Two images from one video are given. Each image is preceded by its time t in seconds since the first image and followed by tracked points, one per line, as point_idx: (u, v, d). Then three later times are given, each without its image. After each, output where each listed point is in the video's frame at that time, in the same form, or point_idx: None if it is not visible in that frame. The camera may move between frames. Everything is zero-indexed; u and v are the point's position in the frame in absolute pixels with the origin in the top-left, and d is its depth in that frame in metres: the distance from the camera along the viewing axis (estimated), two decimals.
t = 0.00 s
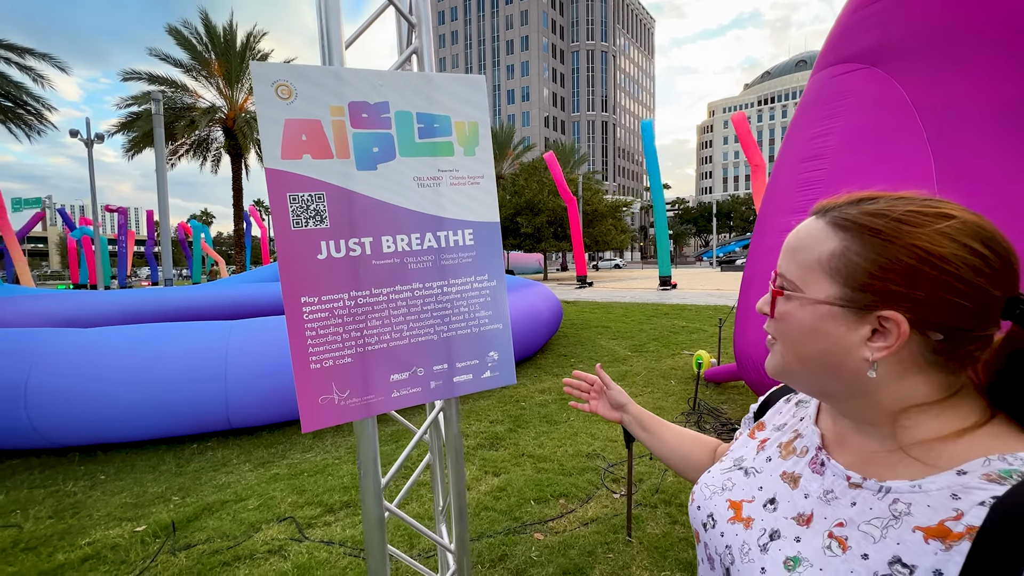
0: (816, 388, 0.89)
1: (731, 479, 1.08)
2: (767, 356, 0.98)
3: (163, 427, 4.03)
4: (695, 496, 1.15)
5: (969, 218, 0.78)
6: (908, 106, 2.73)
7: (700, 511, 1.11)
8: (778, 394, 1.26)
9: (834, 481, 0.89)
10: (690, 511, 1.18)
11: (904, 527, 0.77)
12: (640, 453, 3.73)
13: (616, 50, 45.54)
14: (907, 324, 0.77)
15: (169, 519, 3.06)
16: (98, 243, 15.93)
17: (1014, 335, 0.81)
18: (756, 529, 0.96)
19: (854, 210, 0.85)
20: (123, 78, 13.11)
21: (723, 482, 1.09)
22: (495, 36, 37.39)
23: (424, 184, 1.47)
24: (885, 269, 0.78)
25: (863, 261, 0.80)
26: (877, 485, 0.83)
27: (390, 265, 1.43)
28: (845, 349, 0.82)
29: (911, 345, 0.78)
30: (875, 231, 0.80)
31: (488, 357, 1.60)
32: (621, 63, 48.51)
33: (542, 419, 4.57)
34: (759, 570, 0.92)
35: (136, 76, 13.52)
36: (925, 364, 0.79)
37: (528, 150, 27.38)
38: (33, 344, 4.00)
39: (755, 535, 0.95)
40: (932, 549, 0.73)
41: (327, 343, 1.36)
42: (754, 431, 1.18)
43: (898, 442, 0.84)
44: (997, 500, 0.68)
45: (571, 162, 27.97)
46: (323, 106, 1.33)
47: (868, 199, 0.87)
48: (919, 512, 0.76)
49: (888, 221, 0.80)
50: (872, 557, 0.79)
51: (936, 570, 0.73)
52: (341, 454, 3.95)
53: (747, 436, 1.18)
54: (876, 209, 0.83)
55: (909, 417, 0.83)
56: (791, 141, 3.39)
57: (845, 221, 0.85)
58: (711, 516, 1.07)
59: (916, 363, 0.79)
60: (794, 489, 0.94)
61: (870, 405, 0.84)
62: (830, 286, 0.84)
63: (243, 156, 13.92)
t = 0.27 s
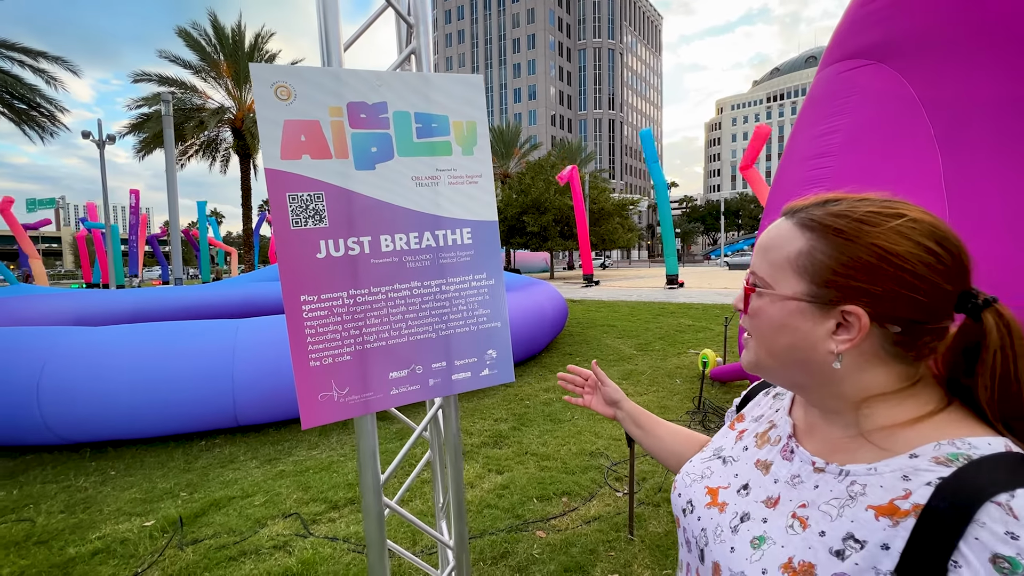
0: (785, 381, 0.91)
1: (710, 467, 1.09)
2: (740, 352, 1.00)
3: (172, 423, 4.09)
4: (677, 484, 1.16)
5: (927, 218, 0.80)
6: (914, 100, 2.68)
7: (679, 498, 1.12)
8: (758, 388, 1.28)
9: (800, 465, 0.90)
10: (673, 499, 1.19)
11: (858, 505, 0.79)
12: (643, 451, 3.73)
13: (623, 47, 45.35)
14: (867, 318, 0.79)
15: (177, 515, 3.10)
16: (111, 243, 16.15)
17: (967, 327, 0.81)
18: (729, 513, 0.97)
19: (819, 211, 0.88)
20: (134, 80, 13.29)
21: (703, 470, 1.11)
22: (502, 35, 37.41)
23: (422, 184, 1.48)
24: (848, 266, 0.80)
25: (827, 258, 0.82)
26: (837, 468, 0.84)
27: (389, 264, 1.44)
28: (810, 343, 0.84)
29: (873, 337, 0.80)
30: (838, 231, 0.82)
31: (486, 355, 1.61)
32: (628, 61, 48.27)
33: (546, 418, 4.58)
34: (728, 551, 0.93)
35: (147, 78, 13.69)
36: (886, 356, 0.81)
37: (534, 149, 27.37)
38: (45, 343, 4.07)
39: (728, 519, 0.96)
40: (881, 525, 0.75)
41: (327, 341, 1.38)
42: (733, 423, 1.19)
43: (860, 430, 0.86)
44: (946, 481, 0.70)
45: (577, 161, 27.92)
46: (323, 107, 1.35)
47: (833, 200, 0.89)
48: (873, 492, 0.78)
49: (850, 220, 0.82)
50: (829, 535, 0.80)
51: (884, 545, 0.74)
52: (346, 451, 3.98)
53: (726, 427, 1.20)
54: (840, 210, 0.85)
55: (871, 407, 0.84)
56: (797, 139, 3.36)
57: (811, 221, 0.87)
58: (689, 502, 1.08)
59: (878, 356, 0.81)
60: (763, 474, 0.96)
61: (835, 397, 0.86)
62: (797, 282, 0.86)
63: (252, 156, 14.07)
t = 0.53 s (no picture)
0: (761, 374, 1.00)
1: (695, 455, 1.18)
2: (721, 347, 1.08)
3: (179, 421, 4.14)
4: (664, 471, 1.23)
5: (887, 224, 0.89)
6: (919, 98, 2.66)
7: (666, 483, 1.20)
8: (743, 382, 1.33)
9: (773, 450, 0.98)
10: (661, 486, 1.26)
11: (820, 486, 0.86)
12: (646, 450, 3.74)
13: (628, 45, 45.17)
14: (834, 315, 0.88)
15: (184, 511, 3.14)
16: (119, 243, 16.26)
17: (926, 323, 0.90)
18: (709, 496, 1.05)
19: (791, 218, 0.96)
20: (141, 80, 13.37)
21: (689, 457, 1.19)
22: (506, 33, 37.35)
23: (423, 184, 1.49)
24: (816, 269, 0.88)
25: (798, 261, 0.91)
26: (805, 453, 0.92)
27: (390, 263, 1.46)
28: (783, 339, 0.93)
29: (839, 333, 0.89)
30: (808, 236, 0.91)
31: (487, 353, 1.62)
32: (633, 59, 48.07)
33: (550, 417, 4.58)
34: (705, 529, 1.00)
35: (154, 78, 13.78)
36: (851, 349, 0.90)
37: (539, 148, 27.31)
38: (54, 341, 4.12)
39: (707, 501, 1.04)
40: (839, 502, 0.82)
41: (329, 339, 1.40)
42: (718, 415, 1.28)
43: (827, 418, 0.94)
44: (902, 461, 0.77)
45: (582, 159, 27.82)
46: (325, 108, 1.36)
47: (805, 207, 0.98)
48: (834, 473, 0.85)
49: (818, 226, 0.91)
50: (793, 511, 0.88)
51: (840, 521, 0.81)
52: (350, 449, 4.01)
53: (712, 419, 1.28)
54: (810, 216, 0.94)
55: (836, 397, 0.93)
56: (800, 136, 3.29)
57: (784, 227, 0.95)
58: (675, 487, 1.16)
59: (843, 349, 0.90)
60: (742, 460, 1.04)
61: (805, 387, 0.95)
62: (772, 283, 0.94)
63: (257, 156, 14.12)
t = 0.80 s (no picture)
0: (749, 372, 1.01)
1: (689, 447, 1.18)
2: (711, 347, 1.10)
3: (182, 420, 4.15)
4: (661, 463, 1.24)
5: (868, 233, 0.92)
6: (924, 97, 2.66)
7: (661, 472, 1.21)
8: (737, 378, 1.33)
9: (760, 442, 0.99)
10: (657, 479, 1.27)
11: (803, 473, 0.87)
12: (648, 450, 3.73)
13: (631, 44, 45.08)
14: (818, 317, 0.90)
15: (187, 510, 3.16)
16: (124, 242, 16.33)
17: (900, 324, 0.92)
18: (701, 484, 1.05)
19: (779, 224, 0.98)
20: (145, 80, 13.42)
21: (683, 448, 1.19)
22: (509, 32, 37.32)
23: (425, 184, 1.49)
24: (801, 274, 0.90)
25: (787, 265, 0.92)
26: (788, 444, 0.92)
27: (392, 263, 1.46)
28: (771, 338, 0.94)
29: (822, 333, 0.91)
30: (794, 242, 0.93)
31: (489, 353, 1.63)
32: (636, 58, 47.98)
33: (552, 416, 4.58)
34: (696, 514, 1.01)
35: (158, 78, 13.82)
36: (835, 348, 0.92)
37: (541, 147, 27.29)
38: (59, 340, 4.15)
39: (698, 489, 1.05)
40: (817, 488, 0.83)
41: (330, 338, 1.40)
42: (712, 408, 1.27)
43: (810, 412, 0.95)
44: (873, 452, 0.78)
45: (585, 158, 27.79)
46: (327, 108, 1.37)
47: (792, 214, 1.00)
48: (814, 461, 0.86)
49: (804, 233, 0.93)
50: (776, 497, 0.88)
51: (819, 505, 0.82)
52: (352, 448, 4.03)
53: (707, 413, 1.27)
54: (797, 224, 0.96)
55: (820, 393, 0.94)
56: (804, 135, 3.27)
57: (772, 233, 0.97)
58: (669, 476, 1.17)
59: (826, 348, 0.92)
60: (732, 451, 1.04)
61: (790, 384, 0.96)
62: (760, 286, 0.96)
63: (260, 155, 14.15)
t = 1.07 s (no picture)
0: (745, 370, 1.02)
1: (687, 441, 1.18)
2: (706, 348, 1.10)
3: (182, 419, 4.15)
4: (660, 458, 1.23)
5: (858, 238, 0.94)
6: (924, 97, 2.66)
7: (660, 467, 1.20)
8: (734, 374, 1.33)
9: (754, 435, 1.00)
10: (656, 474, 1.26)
11: (795, 461, 0.88)
12: (647, 449, 3.73)
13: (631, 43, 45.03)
14: (814, 316, 0.91)
15: (186, 509, 3.16)
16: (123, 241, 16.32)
17: (885, 323, 0.94)
18: (699, 476, 1.05)
19: (775, 229, 0.99)
20: (145, 79, 13.40)
21: (682, 443, 1.19)
22: (509, 32, 37.27)
23: (425, 183, 1.49)
24: (798, 276, 0.91)
25: (785, 266, 0.93)
26: (782, 436, 0.93)
27: (391, 263, 1.46)
28: (768, 337, 0.95)
29: (815, 332, 0.93)
30: (790, 246, 0.94)
31: (488, 353, 1.62)
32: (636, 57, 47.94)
33: (551, 415, 4.58)
34: (694, 503, 1.01)
35: (157, 77, 13.80)
36: (827, 346, 0.94)
37: (542, 146, 27.26)
38: (59, 339, 4.15)
39: (696, 480, 1.05)
40: (808, 475, 0.84)
41: (330, 338, 1.40)
42: (708, 405, 1.27)
43: (801, 406, 0.96)
44: (860, 441, 0.80)
45: (585, 158, 27.77)
46: (327, 108, 1.37)
47: (786, 219, 1.01)
48: (806, 451, 0.87)
49: (799, 238, 0.94)
50: (771, 485, 0.89)
51: (810, 491, 0.83)
52: (352, 447, 4.03)
53: (704, 410, 1.27)
54: (791, 229, 0.97)
55: (812, 390, 0.95)
56: (805, 134, 3.26)
57: (767, 238, 0.98)
58: (667, 470, 1.16)
59: (819, 346, 0.94)
60: (728, 443, 1.05)
61: (784, 381, 0.97)
62: (758, 286, 0.96)
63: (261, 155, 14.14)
